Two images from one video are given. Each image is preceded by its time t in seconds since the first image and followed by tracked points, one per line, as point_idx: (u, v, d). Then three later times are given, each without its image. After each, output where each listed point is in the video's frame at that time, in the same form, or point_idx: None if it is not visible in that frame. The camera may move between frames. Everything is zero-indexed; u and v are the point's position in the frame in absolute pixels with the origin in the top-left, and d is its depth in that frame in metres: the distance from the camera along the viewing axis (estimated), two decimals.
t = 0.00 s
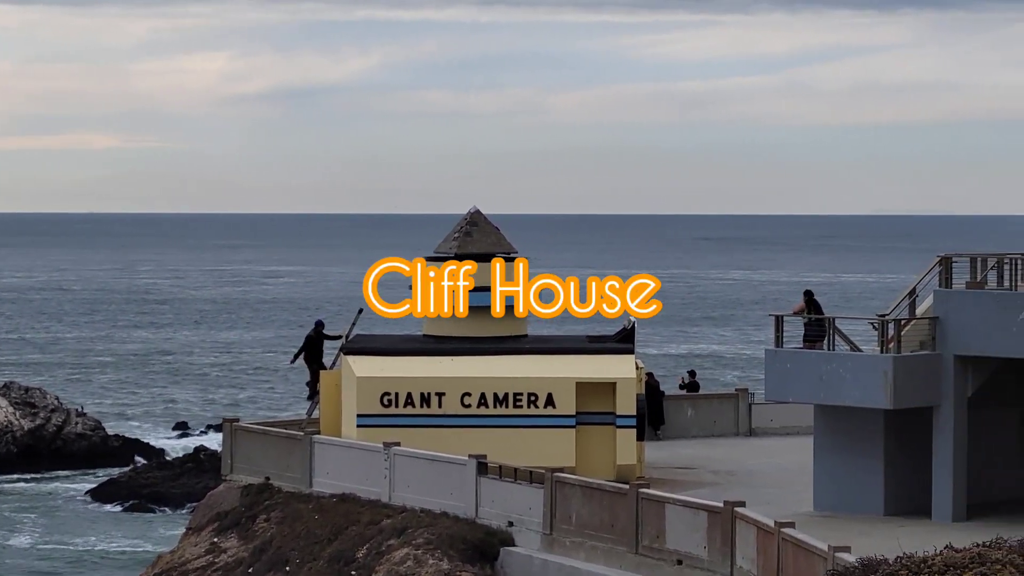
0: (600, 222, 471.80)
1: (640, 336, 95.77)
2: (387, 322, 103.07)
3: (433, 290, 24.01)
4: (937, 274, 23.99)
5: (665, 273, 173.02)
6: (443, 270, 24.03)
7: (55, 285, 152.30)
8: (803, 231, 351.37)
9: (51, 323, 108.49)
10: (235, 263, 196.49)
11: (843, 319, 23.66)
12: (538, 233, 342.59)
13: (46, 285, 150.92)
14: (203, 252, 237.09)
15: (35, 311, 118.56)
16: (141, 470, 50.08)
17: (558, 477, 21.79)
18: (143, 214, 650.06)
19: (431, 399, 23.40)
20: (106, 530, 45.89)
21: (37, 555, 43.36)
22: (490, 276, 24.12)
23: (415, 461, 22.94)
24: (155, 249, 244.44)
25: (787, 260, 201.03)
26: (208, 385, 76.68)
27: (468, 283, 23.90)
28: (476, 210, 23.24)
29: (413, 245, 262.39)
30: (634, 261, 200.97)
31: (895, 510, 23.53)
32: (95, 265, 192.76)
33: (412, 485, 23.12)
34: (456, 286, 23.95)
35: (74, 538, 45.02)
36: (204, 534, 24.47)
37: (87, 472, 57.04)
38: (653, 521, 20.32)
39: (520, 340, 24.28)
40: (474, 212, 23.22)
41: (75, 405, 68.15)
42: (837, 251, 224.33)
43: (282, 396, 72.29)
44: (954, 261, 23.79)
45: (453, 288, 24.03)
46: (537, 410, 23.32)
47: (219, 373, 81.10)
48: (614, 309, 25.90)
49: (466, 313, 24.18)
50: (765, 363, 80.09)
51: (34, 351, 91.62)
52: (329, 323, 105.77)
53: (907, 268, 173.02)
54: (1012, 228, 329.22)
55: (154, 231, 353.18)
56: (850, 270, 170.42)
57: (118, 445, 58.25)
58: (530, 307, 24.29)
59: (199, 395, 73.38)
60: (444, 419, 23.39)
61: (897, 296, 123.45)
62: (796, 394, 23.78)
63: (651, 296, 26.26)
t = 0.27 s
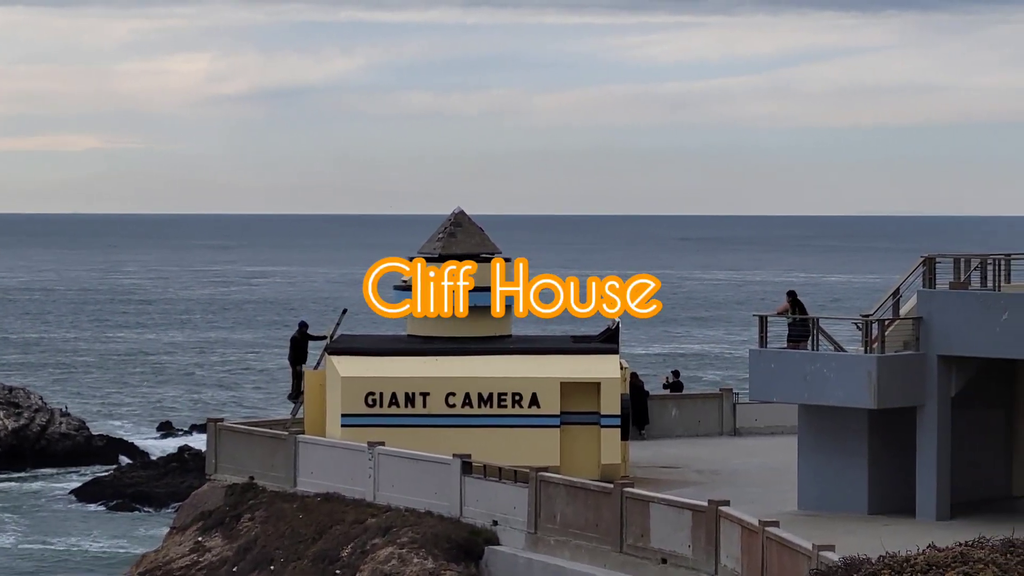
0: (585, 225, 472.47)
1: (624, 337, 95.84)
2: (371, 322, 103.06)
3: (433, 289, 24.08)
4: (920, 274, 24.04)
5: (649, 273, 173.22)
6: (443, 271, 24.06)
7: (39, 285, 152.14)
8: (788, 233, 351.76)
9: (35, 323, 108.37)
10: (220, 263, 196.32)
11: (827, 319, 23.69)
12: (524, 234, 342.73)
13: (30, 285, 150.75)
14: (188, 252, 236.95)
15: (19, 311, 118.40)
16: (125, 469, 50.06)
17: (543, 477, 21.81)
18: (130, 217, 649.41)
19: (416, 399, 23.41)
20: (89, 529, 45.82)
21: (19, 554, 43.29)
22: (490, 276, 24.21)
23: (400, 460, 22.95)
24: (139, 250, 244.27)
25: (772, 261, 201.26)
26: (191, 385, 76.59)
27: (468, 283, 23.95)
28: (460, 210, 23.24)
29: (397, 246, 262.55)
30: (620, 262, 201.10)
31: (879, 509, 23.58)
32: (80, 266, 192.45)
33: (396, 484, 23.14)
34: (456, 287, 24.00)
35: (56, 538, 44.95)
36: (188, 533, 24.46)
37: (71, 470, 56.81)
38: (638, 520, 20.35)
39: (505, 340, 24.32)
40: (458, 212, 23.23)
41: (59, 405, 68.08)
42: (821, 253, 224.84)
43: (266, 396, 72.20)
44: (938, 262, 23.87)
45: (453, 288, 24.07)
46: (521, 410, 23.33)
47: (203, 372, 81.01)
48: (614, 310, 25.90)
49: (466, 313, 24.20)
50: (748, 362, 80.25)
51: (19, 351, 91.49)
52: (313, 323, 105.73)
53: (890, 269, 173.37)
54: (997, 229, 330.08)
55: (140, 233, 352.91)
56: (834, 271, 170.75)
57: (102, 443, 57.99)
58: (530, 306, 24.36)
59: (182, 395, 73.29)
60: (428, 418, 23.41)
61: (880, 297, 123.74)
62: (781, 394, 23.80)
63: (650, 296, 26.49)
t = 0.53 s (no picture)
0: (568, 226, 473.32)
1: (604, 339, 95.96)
2: (351, 324, 103.05)
3: (432, 290, 24.10)
4: (898, 278, 24.12)
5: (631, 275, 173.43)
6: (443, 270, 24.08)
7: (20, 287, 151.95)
8: (771, 235, 352.26)
9: (16, 324, 108.23)
10: (202, 264, 196.05)
11: (806, 322, 23.72)
12: (507, 235, 342.83)
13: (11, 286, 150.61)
14: (168, 253, 237.10)
15: None
16: (105, 470, 50.01)
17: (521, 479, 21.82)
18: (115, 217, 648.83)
19: (395, 401, 23.40)
20: (66, 531, 45.66)
21: None
22: (490, 276, 24.42)
23: (378, 462, 22.94)
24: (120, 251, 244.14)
25: (753, 263, 201.56)
26: (171, 386, 76.52)
27: (468, 283, 23.95)
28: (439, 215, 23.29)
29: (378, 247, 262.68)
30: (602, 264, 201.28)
31: (857, 512, 23.63)
32: (62, 266, 192.09)
33: (375, 486, 23.13)
34: (456, 286, 24.00)
35: (32, 540, 44.82)
36: (166, 535, 24.43)
37: (48, 470, 56.50)
38: (616, 523, 20.37)
39: (484, 342, 24.32)
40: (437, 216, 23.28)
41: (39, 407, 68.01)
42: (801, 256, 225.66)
43: (246, 397, 72.17)
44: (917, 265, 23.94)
45: (453, 288, 24.07)
46: (500, 412, 23.32)
47: (182, 373, 80.96)
48: (614, 310, 25.86)
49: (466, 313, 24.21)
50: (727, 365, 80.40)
51: None
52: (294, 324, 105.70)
53: (870, 272, 173.81)
54: (978, 233, 330.97)
55: (124, 233, 352.56)
56: (815, 274, 171.03)
57: (81, 443, 57.57)
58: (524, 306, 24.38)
59: (162, 396, 73.23)
60: (407, 420, 23.40)
61: (860, 300, 124.05)
62: (760, 397, 23.83)
63: (650, 296, 26.52)
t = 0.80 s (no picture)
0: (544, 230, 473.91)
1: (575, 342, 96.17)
2: (323, 327, 102.99)
3: (433, 289, 24.14)
4: (871, 282, 24.19)
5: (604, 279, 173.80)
6: (444, 269, 24.03)
7: None
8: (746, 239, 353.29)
9: None
10: (173, 267, 195.48)
11: (778, 327, 23.78)
12: (482, 239, 343.01)
13: None
14: (139, 256, 236.37)
15: None
16: (75, 475, 49.86)
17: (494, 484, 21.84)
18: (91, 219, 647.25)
19: (367, 405, 23.41)
20: (36, 536, 45.47)
21: None
22: (490, 278, 24.79)
23: (351, 465, 22.94)
24: (91, 254, 243.26)
25: (724, 267, 202.30)
26: (141, 389, 76.29)
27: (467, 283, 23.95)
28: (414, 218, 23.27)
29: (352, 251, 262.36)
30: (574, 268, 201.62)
31: (830, 516, 23.68)
32: (33, 269, 191.19)
33: (347, 491, 23.12)
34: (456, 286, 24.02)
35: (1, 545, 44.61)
36: (138, 539, 24.38)
37: (17, 472, 56.37)
38: (589, 527, 20.37)
39: (458, 345, 24.36)
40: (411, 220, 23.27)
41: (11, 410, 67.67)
42: (772, 260, 226.64)
43: (216, 400, 72.03)
44: (889, 269, 24.03)
45: (453, 288, 24.12)
46: (472, 416, 23.35)
47: (153, 376, 80.77)
48: (613, 310, 25.70)
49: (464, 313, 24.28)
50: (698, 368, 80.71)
51: None
52: (265, 328, 105.56)
53: (841, 276, 174.73)
54: (952, 237, 332.64)
55: (99, 235, 351.22)
56: (786, 278, 171.72)
57: (51, 447, 57.45)
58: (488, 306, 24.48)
59: (135, 400, 72.98)
60: (380, 424, 23.42)
61: (829, 304, 124.69)
62: (732, 402, 23.85)
63: (650, 296, 26.40)
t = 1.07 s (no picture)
0: (516, 235, 474.06)
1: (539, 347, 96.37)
2: (287, 331, 102.89)
3: (433, 289, 24.12)
4: (833, 287, 24.22)
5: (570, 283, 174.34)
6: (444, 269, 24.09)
7: None
8: (716, 244, 354.80)
9: None
10: (137, 271, 194.82)
11: (740, 332, 23.83)
12: (450, 244, 343.24)
13: None
14: (105, 260, 235.32)
15: None
16: (36, 479, 49.60)
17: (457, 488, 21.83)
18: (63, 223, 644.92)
19: (329, 409, 23.40)
20: None
21: None
22: (495, 277, 24.92)
23: (313, 470, 22.92)
24: (56, 259, 242.01)
25: (688, 271, 203.17)
26: (103, 395, 75.99)
27: (465, 283, 23.85)
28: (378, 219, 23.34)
29: (318, 256, 261.77)
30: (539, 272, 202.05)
31: (791, 521, 23.74)
32: None
33: (309, 495, 23.09)
34: (454, 287, 23.93)
35: None
36: (99, 544, 24.34)
37: None
38: (551, 531, 20.33)
39: (420, 350, 24.38)
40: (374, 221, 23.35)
41: None
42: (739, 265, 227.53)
43: (179, 406, 71.82)
44: (850, 275, 24.08)
45: (453, 288, 23.99)
46: (435, 420, 23.34)
47: (116, 381, 80.48)
48: (613, 310, 25.61)
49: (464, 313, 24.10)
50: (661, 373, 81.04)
51: None
52: (228, 333, 105.36)
53: (805, 280, 175.86)
54: (920, 243, 334.83)
55: (66, 239, 349.50)
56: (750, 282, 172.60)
57: (11, 452, 57.12)
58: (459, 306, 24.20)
59: (99, 405, 72.65)
60: (342, 429, 23.41)
61: (792, 308, 125.48)
62: (693, 407, 23.89)
63: (650, 296, 26.13)
